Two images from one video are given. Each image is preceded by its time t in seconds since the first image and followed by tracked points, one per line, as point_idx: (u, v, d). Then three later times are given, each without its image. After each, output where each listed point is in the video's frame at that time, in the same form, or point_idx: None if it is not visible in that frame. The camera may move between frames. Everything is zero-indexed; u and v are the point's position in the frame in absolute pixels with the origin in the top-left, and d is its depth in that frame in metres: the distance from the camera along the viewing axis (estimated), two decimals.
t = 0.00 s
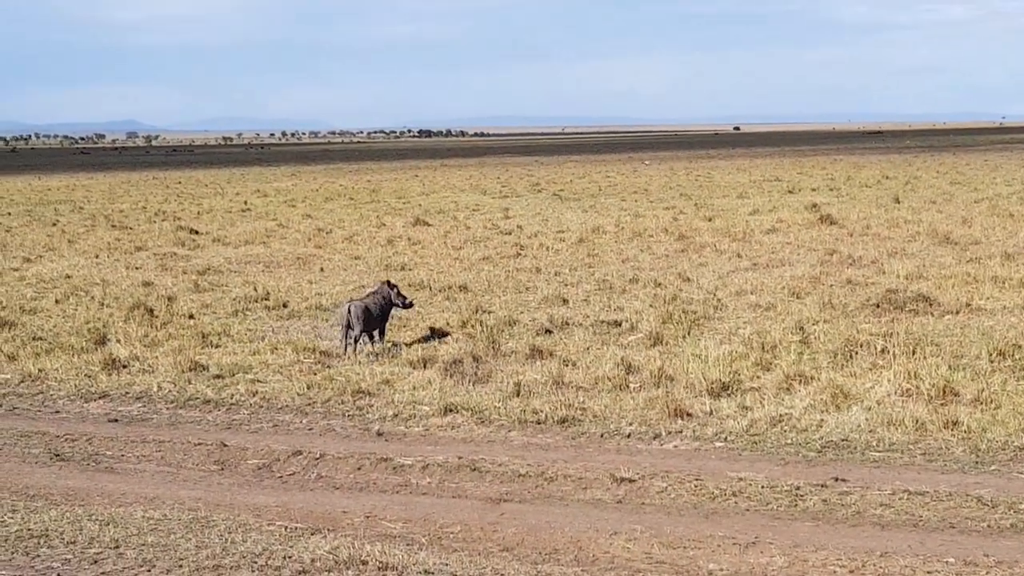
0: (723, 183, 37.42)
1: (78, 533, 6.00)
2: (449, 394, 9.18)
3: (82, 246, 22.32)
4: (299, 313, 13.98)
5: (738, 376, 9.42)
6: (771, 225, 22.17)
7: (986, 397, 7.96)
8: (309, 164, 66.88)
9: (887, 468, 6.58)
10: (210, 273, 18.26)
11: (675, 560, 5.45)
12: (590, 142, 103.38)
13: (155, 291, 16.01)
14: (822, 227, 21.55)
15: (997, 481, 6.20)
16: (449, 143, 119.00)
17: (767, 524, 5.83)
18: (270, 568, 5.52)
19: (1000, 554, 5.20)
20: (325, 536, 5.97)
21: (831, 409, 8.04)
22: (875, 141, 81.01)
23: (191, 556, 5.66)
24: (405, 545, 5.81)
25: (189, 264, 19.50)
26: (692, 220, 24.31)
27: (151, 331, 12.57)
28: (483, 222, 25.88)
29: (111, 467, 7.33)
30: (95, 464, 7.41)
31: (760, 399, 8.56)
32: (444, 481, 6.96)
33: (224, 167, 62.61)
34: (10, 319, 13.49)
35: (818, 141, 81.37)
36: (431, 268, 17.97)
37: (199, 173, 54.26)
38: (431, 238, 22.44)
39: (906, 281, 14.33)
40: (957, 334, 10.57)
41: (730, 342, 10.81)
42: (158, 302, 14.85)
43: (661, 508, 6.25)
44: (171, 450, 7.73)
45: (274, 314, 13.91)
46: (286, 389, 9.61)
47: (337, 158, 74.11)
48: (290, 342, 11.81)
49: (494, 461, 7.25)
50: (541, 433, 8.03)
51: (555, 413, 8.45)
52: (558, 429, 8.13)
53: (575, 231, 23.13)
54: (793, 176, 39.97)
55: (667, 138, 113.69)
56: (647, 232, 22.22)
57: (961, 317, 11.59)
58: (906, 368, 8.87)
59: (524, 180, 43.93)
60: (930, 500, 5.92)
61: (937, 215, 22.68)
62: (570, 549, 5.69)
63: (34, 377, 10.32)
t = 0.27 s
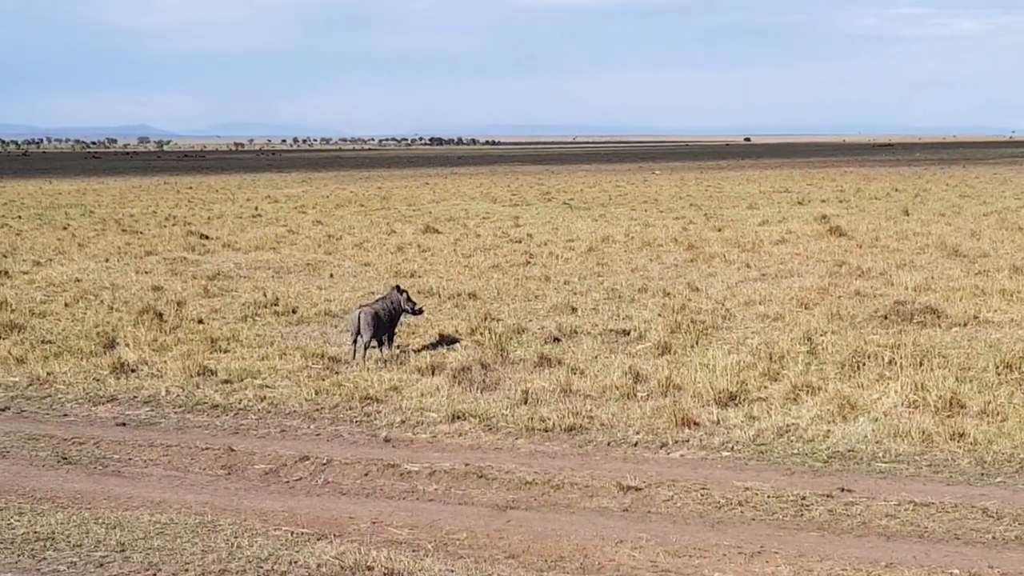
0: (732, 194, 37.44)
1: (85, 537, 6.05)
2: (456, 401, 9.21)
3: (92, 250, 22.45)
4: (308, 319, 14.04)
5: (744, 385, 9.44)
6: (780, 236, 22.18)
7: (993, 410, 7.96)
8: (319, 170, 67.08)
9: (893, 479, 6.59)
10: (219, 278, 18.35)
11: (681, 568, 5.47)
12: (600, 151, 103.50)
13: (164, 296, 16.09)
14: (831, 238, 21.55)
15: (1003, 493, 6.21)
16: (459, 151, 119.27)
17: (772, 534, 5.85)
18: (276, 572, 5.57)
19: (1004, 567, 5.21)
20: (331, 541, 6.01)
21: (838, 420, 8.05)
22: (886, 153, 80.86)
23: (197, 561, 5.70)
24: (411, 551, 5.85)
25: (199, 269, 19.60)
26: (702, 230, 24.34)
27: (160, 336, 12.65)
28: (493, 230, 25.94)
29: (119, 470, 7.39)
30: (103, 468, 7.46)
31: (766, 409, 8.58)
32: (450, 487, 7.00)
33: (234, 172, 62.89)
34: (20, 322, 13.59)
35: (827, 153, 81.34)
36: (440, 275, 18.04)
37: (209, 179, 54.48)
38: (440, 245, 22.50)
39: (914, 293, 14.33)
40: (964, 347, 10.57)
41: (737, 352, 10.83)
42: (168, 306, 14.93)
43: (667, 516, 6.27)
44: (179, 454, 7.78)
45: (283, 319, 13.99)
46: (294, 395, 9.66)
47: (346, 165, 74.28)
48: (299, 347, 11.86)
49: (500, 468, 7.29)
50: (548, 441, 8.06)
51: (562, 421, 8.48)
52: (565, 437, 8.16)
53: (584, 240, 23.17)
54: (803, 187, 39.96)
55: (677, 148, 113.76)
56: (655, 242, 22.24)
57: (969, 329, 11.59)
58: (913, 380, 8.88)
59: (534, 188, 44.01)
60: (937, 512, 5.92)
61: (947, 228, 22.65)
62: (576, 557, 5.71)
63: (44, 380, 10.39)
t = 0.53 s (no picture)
0: (737, 203, 37.49)
1: (87, 540, 6.09)
2: (459, 407, 9.25)
3: (97, 253, 22.53)
4: (312, 324, 14.08)
5: (747, 394, 9.46)
6: (784, 245, 22.21)
7: (995, 420, 7.97)
8: (324, 175, 67.23)
9: (895, 489, 6.61)
10: (224, 282, 18.41)
11: None
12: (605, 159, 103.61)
13: (168, 300, 16.15)
14: (835, 248, 21.57)
15: (1004, 503, 6.22)
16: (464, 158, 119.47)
17: (772, 541, 5.87)
18: None
19: None
20: (332, 546, 6.04)
21: (840, 429, 8.07)
22: (892, 164, 80.81)
23: (198, 564, 5.74)
24: (412, 556, 5.88)
25: (203, 273, 19.66)
26: (706, 239, 24.38)
27: (164, 340, 12.70)
28: (498, 237, 25.99)
29: (122, 473, 7.43)
30: (105, 470, 7.50)
31: (769, 418, 8.60)
32: (452, 493, 7.03)
33: (239, 177, 63.06)
34: (24, 325, 13.66)
35: (833, 164, 81.33)
36: (444, 281, 18.10)
37: (214, 184, 54.62)
38: (445, 252, 22.56)
39: (918, 303, 14.35)
40: (967, 357, 10.58)
41: (740, 361, 10.85)
42: (172, 310, 14.99)
43: (668, 523, 6.30)
44: (181, 457, 7.82)
45: (287, 324, 14.04)
46: (296, 399, 9.70)
47: (351, 171, 74.40)
48: (302, 352, 11.91)
49: (502, 474, 7.32)
50: (550, 448, 8.09)
51: (564, 428, 8.51)
52: (568, 444, 8.19)
53: (589, 248, 23.20)
54: (808, 197, 39.97)
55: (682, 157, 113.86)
56: (660, 250, 22.28)
57: (972, 339, 11.60)
58: (916, 390, 8.89)
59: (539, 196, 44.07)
60: (937, 522, 5.94)
61: (951, 239, 22.66)
62: (576, 564, 5.74)
63: (47, 383, 10.44)
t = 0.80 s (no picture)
0: (736, 210, 37.56)
1: (81, 541, 6.08)
2: (456, 411, 9.25)
3: (95, 255, 22.54)
4: (310, 327, 14.08)
5: (744, 400, 9.47)
6: (782, 252, 22.25)
7: (991, 428, 7.99)
8: (323, 179, 67.27)
9: (890, 495, 6.61)
10: (221, 285, 18.42)
11: None
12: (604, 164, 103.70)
13: (166, 302, 16.16)
14: (833, 256, 21.60)
15: (1000, 510, 6.23)
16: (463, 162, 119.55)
17: (768, 547, 5.87)
18: None
19: None
20: (326, 549, 6.04)
21: (836, 435, 8.08)
22: (891, 172, 80.86)
23: (192, 566, 5.74)
24: (408, 560, 5.88)
25: (201, 276, 19.66)
26: (705, 245, 24.42)
27: (161, 341, 12.70)
28: (496, 242, 26.00)
29: (117, 475, 7.43)
30: (100, 472, 7.50)
31: (766, 424, 8.61)
32: (448, 497, 7.03)
33: (238, 180, 63.10)
34: (21, 326, 13.66)
35: (832, 171, 81.46)
36: (442, 286, 18.12)
37: (213, 187, 54.62)
38: (443, 256, 22.58)
39: (915, 311, 14.38)
40: (963, 365, 10.60)
41: (737, 367, 10.86)
42: (169, 312, 14.99)
43: (664, 528, 6.30)
44: (177, 459, 7.82)
45: (285, 327, 14.04)
46: (293, 402, 9.70)
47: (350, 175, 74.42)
48: (299, 355, 11.91)
49: (498, 478, 7.32)
50: (547, 452, 8.10)
51: (561, 432, 8.51)
52: (565, 448, 8.20)
53: (587, 253, 23.23)
54: (807, 204, 40.04)
55: (682, 164, 113.94)
56: (658, 256, 22.31)
57: (969, 347, 11.62)
58: (912, 397, 8.91)
59: (538, 201, 44.09)
60: (932, 529, 5.95)
61: (949, 247, 22.70)
62: (570, 568, 5.74)
63: (43, 384, 10.44)
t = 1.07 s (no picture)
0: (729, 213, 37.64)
1: (70, 541, 6.06)
2: (448, 413, 9.25)
3: (87, 255, 22.46)
4: (302, 328, 14.06)
5: (735, 402, 9.49)
6: (775, 256, 22.30)
7: (982, 432, 8.01)
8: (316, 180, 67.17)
9: (881, 498, 6.63)
10: (213, 285, 18.38)
11: None
12: (598, 167, 103.76)
13: (158, 302, 16.11)
14: (826, 259, 21.65)
15: (989, 513, 6.25)
16: (456, 164, 119.52)
17: (757, 549, 5.89)
18: None
19: None
20: (317, 549, 6.03)
21: (828, 438, 8.10)
22: (883, 177, 81.11)
23: (182, 566, 5.72)
24: (398, 561, 5.87)
25: (193, 276, 19.62)
26: (698, 248, 24.46)
27: (152, 341, 12.67)
28: (489, 244, 26.00)
29: (108, 475, 7.41)
30: (90, 472, 7.48)
31: (757, 426, 8.62)
32: (440, 498, 7.02)
33: (231, 180, 62.97)
34: (12, 325, 13.60)
35: (824, 175, 81.71)
36: (435, 287, 18.12)
37: (206, 187, 54.50)
38: (436, 258, 22.56)
39: (907, 314, 14.42)
40: (954, 368, 10.63)
41: (729, 370, 10.87)
42: (160, 312, 14.95)
43: (655, 530, 6.31)
44: (167, 460, 7.80)
45: (277, 328, 14.01)
46: (285, 403, 9.68)
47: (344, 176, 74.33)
48: (291, 356, 11.89)
49: (490, 479, 7.32)
50: (539, 454, 8.09)
51: (552, 434, 8.51)
52: (556, 450, 8.20)
53: (580, 255, 23.25)
54: (800, 208, 40.15)
55: (676, 167, 114.11)
56: (651, 259, 22.34)
57: (959, 351, 11.66)
58: (903, 400, 8.94)
59: (531, 203, 44.09)
60: (921, 531, 5.97)
61: (941, 252, 22.78)
62: (561, 570, 5.74)
63: (33, 383, 10.40)
